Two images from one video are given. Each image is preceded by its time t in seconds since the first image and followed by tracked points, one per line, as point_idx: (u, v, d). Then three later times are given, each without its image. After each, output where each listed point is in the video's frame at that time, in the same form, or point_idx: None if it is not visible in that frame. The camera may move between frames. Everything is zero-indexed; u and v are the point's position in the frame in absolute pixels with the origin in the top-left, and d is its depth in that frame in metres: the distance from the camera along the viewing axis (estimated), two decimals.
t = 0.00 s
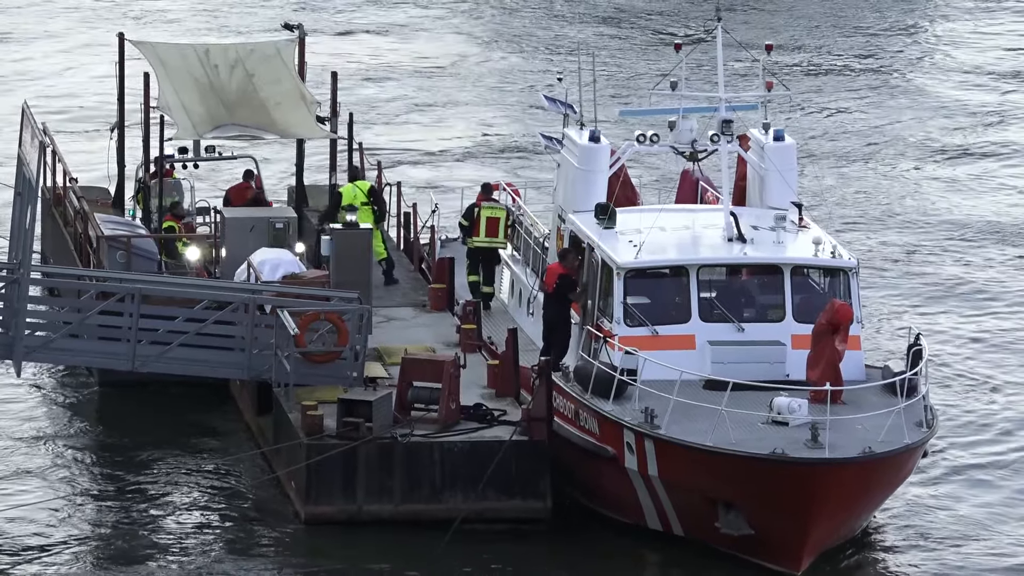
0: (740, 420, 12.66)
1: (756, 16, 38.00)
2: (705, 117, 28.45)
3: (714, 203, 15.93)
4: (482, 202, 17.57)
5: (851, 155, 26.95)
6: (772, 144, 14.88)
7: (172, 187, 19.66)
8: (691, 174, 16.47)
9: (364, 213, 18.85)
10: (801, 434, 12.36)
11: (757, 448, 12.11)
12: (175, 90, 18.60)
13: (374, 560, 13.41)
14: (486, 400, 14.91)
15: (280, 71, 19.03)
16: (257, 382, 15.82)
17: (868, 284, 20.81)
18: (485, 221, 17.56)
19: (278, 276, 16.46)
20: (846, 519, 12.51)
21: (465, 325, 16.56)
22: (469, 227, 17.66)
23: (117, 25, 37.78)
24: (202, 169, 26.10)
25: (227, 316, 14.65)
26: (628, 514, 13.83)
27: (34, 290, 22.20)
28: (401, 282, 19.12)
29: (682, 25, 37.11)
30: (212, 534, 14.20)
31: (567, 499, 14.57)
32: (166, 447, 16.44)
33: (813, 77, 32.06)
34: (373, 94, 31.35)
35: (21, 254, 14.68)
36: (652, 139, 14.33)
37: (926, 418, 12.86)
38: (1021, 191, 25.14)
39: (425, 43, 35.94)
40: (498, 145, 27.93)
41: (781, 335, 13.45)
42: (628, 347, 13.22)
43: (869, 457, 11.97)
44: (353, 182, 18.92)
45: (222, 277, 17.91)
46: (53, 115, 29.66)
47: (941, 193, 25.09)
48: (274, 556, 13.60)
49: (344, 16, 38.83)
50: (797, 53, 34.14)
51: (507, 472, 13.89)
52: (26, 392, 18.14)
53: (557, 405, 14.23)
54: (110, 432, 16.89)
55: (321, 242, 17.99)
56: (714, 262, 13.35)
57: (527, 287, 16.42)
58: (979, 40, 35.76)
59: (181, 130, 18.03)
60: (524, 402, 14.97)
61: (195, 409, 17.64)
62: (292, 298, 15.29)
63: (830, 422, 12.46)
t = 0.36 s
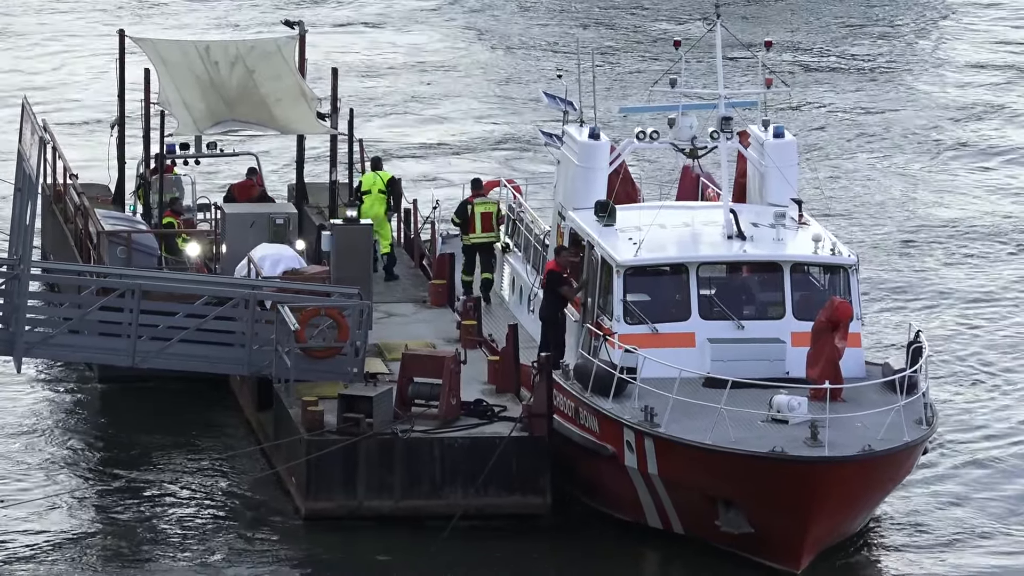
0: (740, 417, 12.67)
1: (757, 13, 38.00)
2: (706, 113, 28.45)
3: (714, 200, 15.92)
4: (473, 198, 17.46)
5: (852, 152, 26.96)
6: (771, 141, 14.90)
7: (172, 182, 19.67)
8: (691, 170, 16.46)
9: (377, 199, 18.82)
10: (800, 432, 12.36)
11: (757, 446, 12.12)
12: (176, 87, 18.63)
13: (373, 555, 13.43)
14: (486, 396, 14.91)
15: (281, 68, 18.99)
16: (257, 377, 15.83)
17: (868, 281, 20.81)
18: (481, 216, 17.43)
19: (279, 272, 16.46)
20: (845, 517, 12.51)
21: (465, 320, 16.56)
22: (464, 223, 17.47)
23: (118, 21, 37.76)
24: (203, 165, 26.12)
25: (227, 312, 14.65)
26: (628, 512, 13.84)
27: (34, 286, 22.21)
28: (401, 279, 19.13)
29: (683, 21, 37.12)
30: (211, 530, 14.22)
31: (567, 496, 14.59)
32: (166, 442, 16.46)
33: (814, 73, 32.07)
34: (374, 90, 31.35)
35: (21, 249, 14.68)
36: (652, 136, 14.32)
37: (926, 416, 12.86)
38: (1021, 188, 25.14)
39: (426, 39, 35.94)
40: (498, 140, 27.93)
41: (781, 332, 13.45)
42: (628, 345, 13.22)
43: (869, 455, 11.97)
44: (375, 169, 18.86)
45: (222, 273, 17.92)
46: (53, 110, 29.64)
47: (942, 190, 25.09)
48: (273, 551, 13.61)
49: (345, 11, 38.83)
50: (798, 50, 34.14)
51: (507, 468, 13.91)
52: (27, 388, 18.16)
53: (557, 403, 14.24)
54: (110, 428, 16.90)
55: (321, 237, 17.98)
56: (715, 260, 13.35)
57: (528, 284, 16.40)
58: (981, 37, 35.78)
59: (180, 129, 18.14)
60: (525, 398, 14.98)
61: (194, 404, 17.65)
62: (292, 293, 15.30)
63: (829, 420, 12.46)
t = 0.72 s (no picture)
0: (745, 416, 12.65)
1: (760, 13, 37.98)
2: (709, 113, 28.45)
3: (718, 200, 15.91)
4: (473, 191, 17.95)
5: (856, 151, 26.94)
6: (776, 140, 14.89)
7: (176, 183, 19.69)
8: (696, 170, 16.47)
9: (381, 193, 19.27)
10: (805, 431, 12.35)
11: (762, 445, 12.10)
12: (179, 88, 18.60)
13: (378, 555, 13.42)
14: (490, 396, 14.90)
15: (285, 69, 19.14)
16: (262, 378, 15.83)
17: (873, 280, 20.79)
18: (479, 208, 17.88)
19: (282, 273, 16.48)
20: (850, 516, 12.49)
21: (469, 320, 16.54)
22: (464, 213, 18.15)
23: (121, 23, 37.77)
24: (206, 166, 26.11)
25: (231, 313, 14.64)
26: (633, 512, 13.82)
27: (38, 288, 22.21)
28: (404, 280, 19.12)
29: (687, 21, 37.12)
30: (216, 531, 14.22)
31: (571, 496, 14.57)
32: (170, 443, 16.48)
33: (818, 72, 32.07)
34: (378, 91, 31.35)
35: (25, 251, 14.70)
36: (656, 135, 14.31)
37: (931, 414, 12.84)
38: None
39: (429, 40, 35.94)
40: (502, 141, 27.93)
41: (786, 331, 13.43)
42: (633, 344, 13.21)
43: (873, 454, 11.96)
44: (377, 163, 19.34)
45: (226, 274, 17.90)
46: (57, 112, 29.65)
47: (947, 189, 25.06)
48: (278, 552, 13.60)
49: (348, 12, 38.82)
50: (801, 49, 34.14)
51: (512, 468, 13.90)
52: (31, 389, 18.18)
53: (562, 403, 14.23)
54: (114, 428, 16.93)
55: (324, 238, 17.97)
56: (719, 259, 13.34)
57: (532, 284, 16.39)
58: (986, 35, 35.75)
59: (183, 129, 17.95)
60: (529, 398, 14.96)
61: (198, 404, 17.68)
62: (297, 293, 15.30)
63: (834, 419, 12.45)
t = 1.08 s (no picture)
0: (745, 413, 12.65)
1: (759, 10, 37.98)
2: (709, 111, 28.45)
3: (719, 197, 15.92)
4: (474, 180, 18.20)
5: (856, 148, 26.96)
6: (777, 137, 14.90)
7: (177, 181, 19.67)
8: (698, 168, 16.47)
9: (383, 186, 19.37)
10: (806, 427, 12.34)
11: (762, 441, 12.09)
12: (177, 87, 18.63)
13: (376, 554, 13.39)
14: (490, 395, 14.89)
15: (284, 67, 19.01)
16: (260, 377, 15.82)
17: (873, 276, 20.80)
18: (481, 197, 18.16)
19: (282, 271, 16.50)
20: (851, 512, 12.48)
21: (468, 318, 16.53)
22: (464, 202, 18.20)
23: (119, 21, 37.75)
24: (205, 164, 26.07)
25: (230, 311, 14.63)
26: (633, 509, 13.80)
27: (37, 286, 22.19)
28: (404, 278, 19.10)
29: (687, 18, 37.09)
30: (215, 529, 14.20)
31: (570, 494, 14.56)
32: (169, 442, 16.48)
33: (817, 70, 32.08)
34: (377, 89, 31.35)
35: (24, 250, 14.70)
36: (657, 132, 14.33)
37: (931, 410, 12.84)
38: None
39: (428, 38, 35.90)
40: (501, 138, 27.92)
41: (786, 328, 13.43)
42: (633, 342, 13.20)
43: (874, 449, 11.95)
44: (381, 157, 19.45)
45: (225, 272, 17.88)
46: (55, 110, 29.62)
47: (946, 186, 25.06)
48: (278, 551, 13.58)
49: (346, 10, 38.78)
50: (800, 46, 34.14)
51: (512, 466, 13.90)
52: (30, 388, 18.16)
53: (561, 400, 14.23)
54: (113, 427, 16.93)
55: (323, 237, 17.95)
56: (720, 256, 13.36)
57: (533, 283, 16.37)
58: (986, 33, 35.72)
59: (182, 128, 18.13)
60: (529, 396, 14.96)
61: (198, 403, 17.69)
62: (297, 291, 15.29)
63: (835, 415, 12.44)
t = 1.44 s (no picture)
0: (747, 412, 12.63)
1: (765, 10, 37.90)
2: (713, 111, 28.41)
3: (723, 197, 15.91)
4: (469, 177, 18.26)
5: (860, 148, 26.93)
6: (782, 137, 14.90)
7: (179, 179, 19.55)
8: (702, 168, 16.48)
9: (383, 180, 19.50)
10: (809, 427, 12.33)
11: (765, 441, 12.08)
12: (179, 86, 18.55)
13: (377, 555, 13.37)
14: (491, 395, 14.88)
15: (285, 66, 19.19)
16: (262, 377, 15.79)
17: (876, 276, 20.77)
18: (477, 194, 18.25)
19: (283, 272, 16.48)
20: (854, 511, 12.47)
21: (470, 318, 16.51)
22: (461, 200, 18.34)
23: (122, 19, 37.69)
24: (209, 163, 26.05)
25: (231, 311, 14.61)
26: (635, 509, 13.79)
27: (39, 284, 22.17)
28: (406, 277, 19.07)
29: (691, 18, 37.05)
30: (216, 529, 14.18)
31: (572, 493, 14.54)
32: (171, 441, 16.48)
33: (822, 70, 32.03)
34: (380, 89, 31.31)
35: (26, 250, 14.68)
36: (661, 131, 14.33)
37: (935, 410, 12.83)
38: None
39: (431, 37, 35.85)
40: (505, 137, 27.88)
41: (789, 327, 13.42)
42: (636, 341, 13.19)
43: (877, 449, 11.95)
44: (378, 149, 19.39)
45: (226, 272, 17.86)
46: (58, 108, 29.59)
47: (951, 186, 25.02)
48: (280, 551, 13.56)
49: (348, 8, 38.74)
50: (806, 46, 34.09)
51: (513, 466, 13.88)
52: (31, 387, 18.15)
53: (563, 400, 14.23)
54: (115, 426, 16.92)
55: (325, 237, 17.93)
56: (723, 255, 13.36)
57: (535, 284, 16.36)
58: (991, 33, 35.65)
59: (185, 127, 17.90)
60: (530, 396, 14.95)
61: (200, 402, 17.67)
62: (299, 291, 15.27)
63: (838, 415, 12.43)
